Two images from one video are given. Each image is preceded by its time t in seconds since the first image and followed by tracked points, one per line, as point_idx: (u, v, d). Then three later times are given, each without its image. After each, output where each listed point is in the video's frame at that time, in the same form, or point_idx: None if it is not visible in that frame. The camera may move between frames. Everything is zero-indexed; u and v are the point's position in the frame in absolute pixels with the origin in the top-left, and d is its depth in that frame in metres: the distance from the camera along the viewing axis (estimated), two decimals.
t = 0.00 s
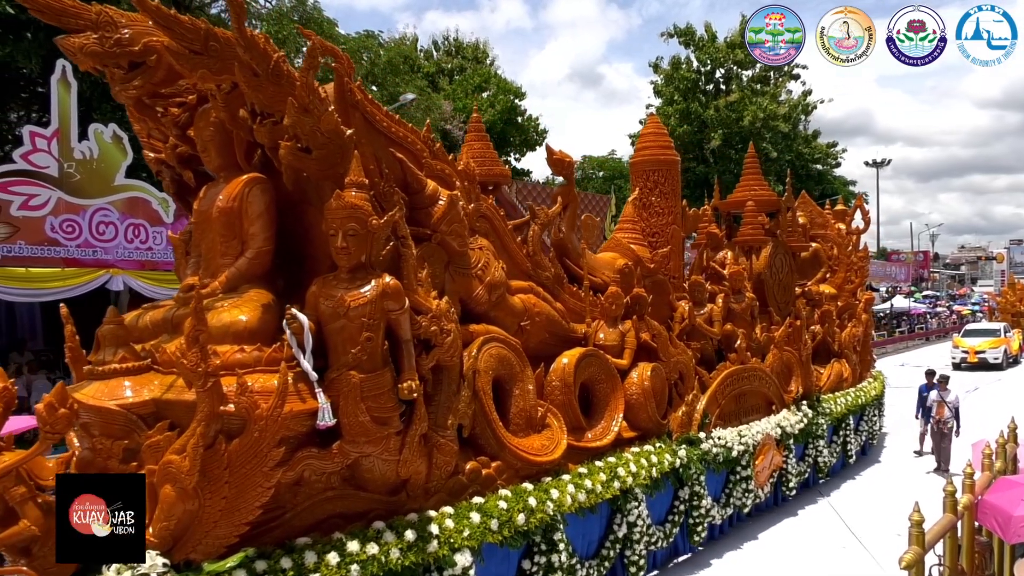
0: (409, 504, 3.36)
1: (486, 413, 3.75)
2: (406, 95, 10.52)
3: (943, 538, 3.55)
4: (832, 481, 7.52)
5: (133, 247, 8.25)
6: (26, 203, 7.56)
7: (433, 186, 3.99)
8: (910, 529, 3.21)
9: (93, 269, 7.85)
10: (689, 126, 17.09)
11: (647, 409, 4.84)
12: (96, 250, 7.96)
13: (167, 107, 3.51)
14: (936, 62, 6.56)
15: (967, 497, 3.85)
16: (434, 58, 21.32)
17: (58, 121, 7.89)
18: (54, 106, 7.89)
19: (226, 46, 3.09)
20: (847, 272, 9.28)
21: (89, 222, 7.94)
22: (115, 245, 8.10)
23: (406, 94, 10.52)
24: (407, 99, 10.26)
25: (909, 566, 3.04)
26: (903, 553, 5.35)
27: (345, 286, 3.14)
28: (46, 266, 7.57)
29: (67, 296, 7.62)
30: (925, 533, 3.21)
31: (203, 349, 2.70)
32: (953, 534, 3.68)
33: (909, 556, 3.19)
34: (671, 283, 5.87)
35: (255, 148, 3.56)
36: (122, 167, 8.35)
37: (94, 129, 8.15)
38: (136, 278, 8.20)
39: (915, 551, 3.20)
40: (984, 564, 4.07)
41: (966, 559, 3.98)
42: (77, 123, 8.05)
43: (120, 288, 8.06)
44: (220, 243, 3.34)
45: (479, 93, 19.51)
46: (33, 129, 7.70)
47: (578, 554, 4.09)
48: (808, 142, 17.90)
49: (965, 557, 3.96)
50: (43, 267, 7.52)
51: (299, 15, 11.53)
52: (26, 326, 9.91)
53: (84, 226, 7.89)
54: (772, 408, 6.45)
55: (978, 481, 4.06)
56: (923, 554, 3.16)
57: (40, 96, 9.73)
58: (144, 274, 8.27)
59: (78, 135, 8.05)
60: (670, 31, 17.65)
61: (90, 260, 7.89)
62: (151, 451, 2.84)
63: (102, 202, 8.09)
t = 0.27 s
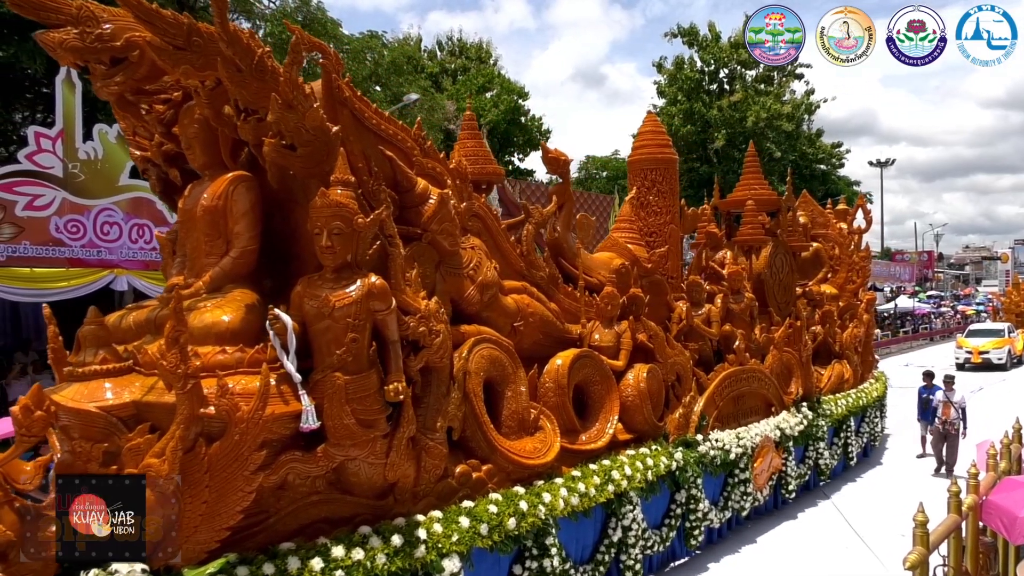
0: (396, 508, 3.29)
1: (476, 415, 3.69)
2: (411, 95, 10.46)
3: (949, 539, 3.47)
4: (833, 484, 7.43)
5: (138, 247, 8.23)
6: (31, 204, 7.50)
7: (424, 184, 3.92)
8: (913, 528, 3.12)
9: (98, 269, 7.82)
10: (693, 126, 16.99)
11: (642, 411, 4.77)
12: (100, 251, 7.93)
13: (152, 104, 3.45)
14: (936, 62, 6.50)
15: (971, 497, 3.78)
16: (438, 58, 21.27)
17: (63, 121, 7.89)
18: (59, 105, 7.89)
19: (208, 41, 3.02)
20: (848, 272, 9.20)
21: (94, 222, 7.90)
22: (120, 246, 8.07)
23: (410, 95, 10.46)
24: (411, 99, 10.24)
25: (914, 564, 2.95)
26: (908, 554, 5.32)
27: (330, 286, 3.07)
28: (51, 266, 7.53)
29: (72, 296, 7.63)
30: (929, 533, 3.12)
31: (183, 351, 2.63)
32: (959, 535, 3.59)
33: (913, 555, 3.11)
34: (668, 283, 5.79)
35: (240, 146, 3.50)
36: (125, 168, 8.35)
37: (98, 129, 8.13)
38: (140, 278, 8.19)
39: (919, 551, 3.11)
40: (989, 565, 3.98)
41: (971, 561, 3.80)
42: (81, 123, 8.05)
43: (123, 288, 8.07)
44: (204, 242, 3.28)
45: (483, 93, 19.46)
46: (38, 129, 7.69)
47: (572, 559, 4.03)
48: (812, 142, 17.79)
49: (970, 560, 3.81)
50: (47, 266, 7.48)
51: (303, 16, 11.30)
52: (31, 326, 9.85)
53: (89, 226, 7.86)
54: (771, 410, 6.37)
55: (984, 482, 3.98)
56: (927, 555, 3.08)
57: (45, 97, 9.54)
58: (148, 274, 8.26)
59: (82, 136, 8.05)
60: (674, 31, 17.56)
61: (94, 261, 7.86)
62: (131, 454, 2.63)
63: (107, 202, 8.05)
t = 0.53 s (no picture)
0: (382, 512, 3.23)
1: (466, 418, 3.62)
2: (414, 95, 10.37)
3: (951, 539, 3.39)
4: (833, 486, 7.35)
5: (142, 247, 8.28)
6: (35, 204, 7.60)
7: (413, 182, 3.86)
8: (917, 529, 3.07)
9: (102, 269, 7.88)
10: (696, 126, 16.89)
11: (637, 412, 4.70)
12: (104, 251, 7.99)
13: (135, 100, 3.39)
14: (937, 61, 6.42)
15: (974, 497, 3.70)
16: (441, 58, 21.20)
17: (67, 120, 7.91)
18: (63, 106, 7.91)
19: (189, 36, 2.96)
20: (849, 272, 9.11)
21: (98, 222, 7.95)
22: (124, 245, 8.14)
23: (413, 95, 10.43)
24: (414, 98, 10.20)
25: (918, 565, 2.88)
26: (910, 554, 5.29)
27: (314, 286, 3.01)
28: (55, 266, 7.62)
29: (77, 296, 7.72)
30: (933, 534, 3.07)
31: (161, 351, 2.56)
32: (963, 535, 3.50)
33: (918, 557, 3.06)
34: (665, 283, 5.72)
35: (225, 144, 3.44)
36: (129, 170, 8.37)
37: (102, 130, 8.13)
38: (144, 277, 8.26)
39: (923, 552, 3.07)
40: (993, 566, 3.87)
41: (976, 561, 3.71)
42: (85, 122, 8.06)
43: (128, 288, 8.15)
44: (187, 241, 3.22)
45: (486, 93, 19.39)
46: (42, 129, 7.72)
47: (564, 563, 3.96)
48: (815, 142, 17.69)
49: (975, 559, 3.71)
50: (50, 266, 7.57)
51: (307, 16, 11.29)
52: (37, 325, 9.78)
53: (93, 226, 7.91)
54: (770, 411, 6.29)
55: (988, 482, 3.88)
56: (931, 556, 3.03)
57: (50, 96, 9.40)
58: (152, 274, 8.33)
59: (87, 136, 8.08)
60: (677, 31, 17.47)
61: (98, 260, 7.92)
62: (111, 457, 2.62)
63: (111, 202, 8.09)
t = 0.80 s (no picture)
0: (367, 517, 3.16)
1: (454, 421, 3.55)
2: (416, 96, 10.40)
3: (955, 539, 3.32)
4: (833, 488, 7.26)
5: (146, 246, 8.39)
6: (39, 204, 7.63)
7: (401, 180, 3.79)
8: (921, 529, 2.99)
9: (106, 269, 8.01)
10: (699, 126, 16.78)
11: (632, 415, 4.62)
12: (108, 251, 8.11)
13: (116, 97, 3.32)
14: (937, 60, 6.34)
15: (978, 498, 3.62)
16: (444, 59, 21.13)
17: (71, 121, 7.85)
18: (67, 108, 7.85)
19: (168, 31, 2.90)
20: (849, 272, 9.02)
21: (102, 222, 8.03)
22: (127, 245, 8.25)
23: (416, 95, 10.45)
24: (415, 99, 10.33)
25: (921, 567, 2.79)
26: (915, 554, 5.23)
27: (295, 286, 2.94)
28: (59, 266, 7.72)
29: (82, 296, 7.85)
30: (937, 534, 2.99)
31: (136, 354, 2.49)
32: (966, 536, 3.44)
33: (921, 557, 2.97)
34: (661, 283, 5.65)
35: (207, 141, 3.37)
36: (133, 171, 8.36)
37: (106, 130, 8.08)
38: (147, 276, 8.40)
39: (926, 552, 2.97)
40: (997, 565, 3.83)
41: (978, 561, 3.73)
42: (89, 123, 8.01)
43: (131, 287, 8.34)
44: (168, 240, 3.15)
45: (489, 93, 19.32)
46: (46, 130, 7.69)
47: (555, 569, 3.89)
48: (818, 142, 17.58)
49: (977, 559, 3.73)
50: (55, 267, 7.68)
51: (309, 15, 11.31)
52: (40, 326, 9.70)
53: (97, 226, 8.00)
54: (768, 413, 6.21)
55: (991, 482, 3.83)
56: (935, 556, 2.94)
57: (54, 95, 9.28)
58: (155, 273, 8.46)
59: (90, 136, 8.05)
60: (680, 31, 17.38)
61: (102, 261, 8.04)
62: (86, 461, 2.55)
63: (114, 203, 8.16)
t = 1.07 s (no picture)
0: (349, 522, 3.09)
1: (440, 423, 3.49)
2: (417, 95, 10.29)
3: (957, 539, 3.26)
4: (831, 490, 7.20)
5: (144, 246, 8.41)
6: (40, 204, 7.55)
7: (387, 178, 3.73)
8: (921, 530, 2.92)
9: (105, 269, 8.01)
10: (699, 125, 16.73)
11: (624, 416, 4.55)
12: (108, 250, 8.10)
13: (94, 93, 3.25)
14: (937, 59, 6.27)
15: (978, 498, 3.54)
16: (445, 59, 21.06)
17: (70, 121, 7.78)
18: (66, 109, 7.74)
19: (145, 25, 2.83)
20: (847, 272, 8.95)
21: (102, 222, 8.03)
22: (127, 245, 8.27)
23: (416, 95, 10.35)
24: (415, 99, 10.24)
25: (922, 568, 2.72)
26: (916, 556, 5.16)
27: (275, 287, 2.88)
28: (59, 266, 7.70)
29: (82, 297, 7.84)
30: (937, 535, 2.92)
31: (109, 355, 2.43)
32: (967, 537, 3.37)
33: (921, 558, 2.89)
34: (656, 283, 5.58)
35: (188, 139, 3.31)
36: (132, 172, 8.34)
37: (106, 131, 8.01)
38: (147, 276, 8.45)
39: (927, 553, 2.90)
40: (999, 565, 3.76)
41: (979, 562, 3.66)
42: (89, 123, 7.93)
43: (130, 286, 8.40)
44: (146, 239, 3.08)
45: (490, 93, 19.25)
46: (47, 129, 7.61)
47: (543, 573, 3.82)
48: (819, 141, 17.50)
49: (978, 560, 3.66)
50: (56, 267, 7.65)
51: (309, 15, 11.18)
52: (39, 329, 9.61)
53: (97, 226, 7.98)
54: (764, 414, 6.15)
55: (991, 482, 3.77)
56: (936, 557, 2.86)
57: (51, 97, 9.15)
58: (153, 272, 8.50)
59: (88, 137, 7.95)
60: (681, 31, 17.31)
61: (103, 261, 8.06)
62: (58, 466, 2.48)
63: (114, 203, 8.14)
